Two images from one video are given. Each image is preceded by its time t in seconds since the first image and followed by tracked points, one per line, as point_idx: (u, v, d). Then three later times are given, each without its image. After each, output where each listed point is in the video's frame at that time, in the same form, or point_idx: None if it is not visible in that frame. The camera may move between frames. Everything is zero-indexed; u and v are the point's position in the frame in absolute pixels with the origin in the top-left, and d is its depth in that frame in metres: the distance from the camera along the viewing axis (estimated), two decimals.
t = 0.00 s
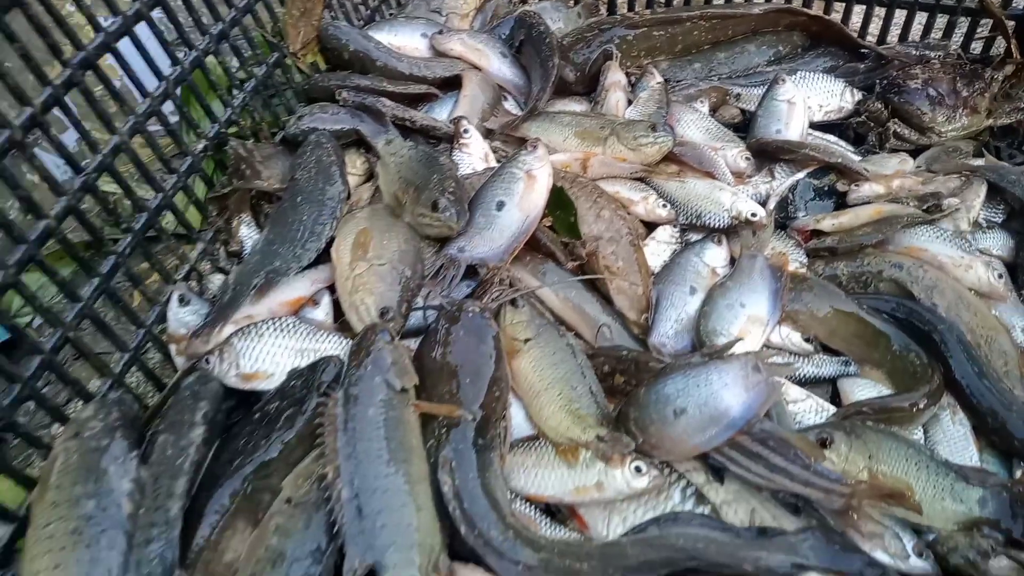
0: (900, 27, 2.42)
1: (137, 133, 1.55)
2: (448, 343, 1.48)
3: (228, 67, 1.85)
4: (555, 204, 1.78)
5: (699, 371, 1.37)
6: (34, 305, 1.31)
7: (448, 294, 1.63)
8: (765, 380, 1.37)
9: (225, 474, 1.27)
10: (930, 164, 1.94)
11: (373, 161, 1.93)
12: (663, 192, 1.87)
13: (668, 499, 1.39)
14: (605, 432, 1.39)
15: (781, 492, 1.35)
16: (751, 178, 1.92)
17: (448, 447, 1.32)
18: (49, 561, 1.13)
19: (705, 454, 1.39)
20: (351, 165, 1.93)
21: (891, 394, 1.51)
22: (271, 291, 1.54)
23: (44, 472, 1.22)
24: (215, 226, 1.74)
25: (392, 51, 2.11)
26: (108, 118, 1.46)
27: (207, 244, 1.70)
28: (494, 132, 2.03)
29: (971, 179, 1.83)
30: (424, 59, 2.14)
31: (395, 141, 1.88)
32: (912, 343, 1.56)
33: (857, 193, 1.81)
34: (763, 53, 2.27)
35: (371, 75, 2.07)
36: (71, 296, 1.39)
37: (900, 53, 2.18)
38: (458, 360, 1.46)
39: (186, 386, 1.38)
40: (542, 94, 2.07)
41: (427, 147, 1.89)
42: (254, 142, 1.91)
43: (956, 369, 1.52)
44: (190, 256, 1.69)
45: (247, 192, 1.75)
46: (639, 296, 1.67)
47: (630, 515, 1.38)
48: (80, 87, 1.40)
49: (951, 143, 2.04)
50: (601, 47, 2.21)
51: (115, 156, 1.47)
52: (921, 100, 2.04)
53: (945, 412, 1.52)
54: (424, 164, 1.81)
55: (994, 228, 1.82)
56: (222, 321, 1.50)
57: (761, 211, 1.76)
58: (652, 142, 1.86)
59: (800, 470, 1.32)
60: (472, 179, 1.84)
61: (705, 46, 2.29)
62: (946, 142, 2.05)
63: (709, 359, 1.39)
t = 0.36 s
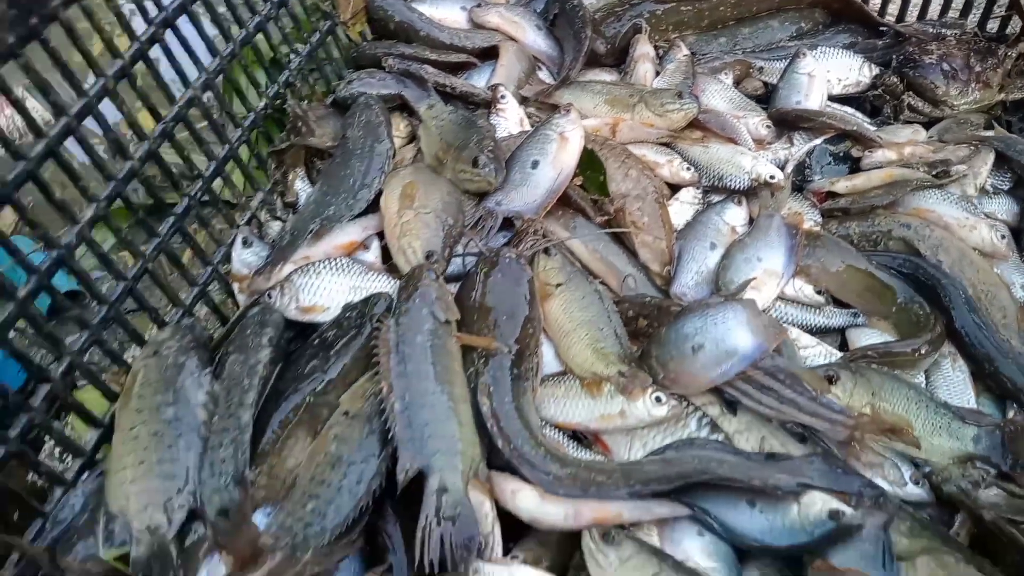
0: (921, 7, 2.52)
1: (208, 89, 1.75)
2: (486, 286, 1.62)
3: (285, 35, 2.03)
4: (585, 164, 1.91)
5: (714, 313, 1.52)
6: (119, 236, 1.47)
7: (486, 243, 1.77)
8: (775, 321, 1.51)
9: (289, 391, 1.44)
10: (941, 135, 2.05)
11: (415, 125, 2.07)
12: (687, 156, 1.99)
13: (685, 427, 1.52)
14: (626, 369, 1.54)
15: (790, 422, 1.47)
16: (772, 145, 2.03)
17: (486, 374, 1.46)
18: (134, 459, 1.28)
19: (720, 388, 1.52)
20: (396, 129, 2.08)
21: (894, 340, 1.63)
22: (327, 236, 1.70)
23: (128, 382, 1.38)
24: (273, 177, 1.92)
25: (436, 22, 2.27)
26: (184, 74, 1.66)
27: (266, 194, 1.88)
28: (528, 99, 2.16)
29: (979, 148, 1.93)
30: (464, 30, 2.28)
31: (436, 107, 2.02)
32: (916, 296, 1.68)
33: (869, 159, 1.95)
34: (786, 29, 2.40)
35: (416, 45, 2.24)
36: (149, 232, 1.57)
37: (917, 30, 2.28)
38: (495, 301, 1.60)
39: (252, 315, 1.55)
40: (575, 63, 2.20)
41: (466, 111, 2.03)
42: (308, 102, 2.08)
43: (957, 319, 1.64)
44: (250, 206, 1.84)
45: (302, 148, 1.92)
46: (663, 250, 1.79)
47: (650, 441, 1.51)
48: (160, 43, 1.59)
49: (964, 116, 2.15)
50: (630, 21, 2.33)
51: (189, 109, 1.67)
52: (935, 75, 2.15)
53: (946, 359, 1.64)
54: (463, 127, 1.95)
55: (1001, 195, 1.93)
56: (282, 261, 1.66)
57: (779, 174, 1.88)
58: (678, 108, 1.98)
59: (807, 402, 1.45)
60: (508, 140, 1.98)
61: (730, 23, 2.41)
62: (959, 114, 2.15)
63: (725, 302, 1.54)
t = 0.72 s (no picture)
0: None
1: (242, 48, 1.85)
2: (503, 242, 1.69)
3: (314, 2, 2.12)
4: (601, 128, 2.00)
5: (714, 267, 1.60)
6: (158, 183, 1.55)
7: (503, 200, 1.84)
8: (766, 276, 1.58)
9: (319, 329, 1.52)
10: (948, 106, 2.11)
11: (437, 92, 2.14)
12: (700, 123, 2.06)
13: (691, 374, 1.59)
14: (623, 327, 1.61)
15: (789, 368, 1.54)
16: (783, 113, 2.11)
17: (503, 319, 1.54)
18: (174, 388, 1.31)
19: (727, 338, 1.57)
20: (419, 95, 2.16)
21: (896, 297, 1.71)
22: (353, 190, 1.77)
23: (168, 320, 1.44)
24: (301, 136, 2.01)
25: None
26: (222, 31, 1.77)
27: (296, 151, 1.98)
28: (546, 68, 2.23)
29: (984, 118, 1.99)
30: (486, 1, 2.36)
31: (457, 74, 2.08)
32: (916, 255, 1.75)
33: (876, 127, 2.03)
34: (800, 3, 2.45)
35: (439, 14, 2.32)
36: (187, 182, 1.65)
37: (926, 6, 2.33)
38: (513, 254, 1.67)
39: (284, 262, 1.64)
40: (592, 34, 2.27)
41: (487, 78, 2.10)
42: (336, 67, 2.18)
43: (956, 277, 1.70)
44: (280, 164, 1.93)
45: (328, 109, 2.03)
46: (674, 211, 1.86)
47: (659, 387, 1.58)
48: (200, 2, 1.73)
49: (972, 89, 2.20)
50: None
51: (225, 64, 1.78)
52: (944, 49, 2.21)
53: (944, 317, 1.71)
54: (483, 93, 2.01)
55: (1005, 164, 1.99)
56: (311, 214, 1.73)
57: (788, 140, 1.95)
58: (692, 76, 2.06)
59: (807, 350, 1.53)
60: (526, 105, 2.05)
61: None
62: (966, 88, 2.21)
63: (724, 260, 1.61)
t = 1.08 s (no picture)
0: None
1: (287, 41, 1.92)
2: (536, 231, 1.74)
3: None
4: (631, 122, 2.04)
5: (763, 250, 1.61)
6: (207, 164, 1.68)
7: (536, 190, 1.88)
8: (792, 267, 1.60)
9: (362, 309, 1.60)
10: (976, 105, 2.14)
11: (471, 87, 2.20)
12: (729, 119, 2.11)
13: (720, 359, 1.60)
14: (649, 318, 1.67)
15: (819, 357, 1.55)
16: (811, 110, 2.16)
17: (538, 303, 1.58)
18: (226, 362, 1.40)
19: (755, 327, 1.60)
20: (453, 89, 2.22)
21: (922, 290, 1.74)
22: (393, 180, 1.86)
23: (219, 300, 1.52)
24: (341, 127, 2.08)
25: None
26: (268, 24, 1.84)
27: (336, 142, 2.05)
28: (578, 64, 2.29)
29: (1011, 118, 2.02)
30: None
31: (491, 70, 2.14)
32: (943, 251, 1.79)
33: (902, 125, 2.07)
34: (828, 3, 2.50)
35: (473, 12, 2.38)
36: (237, 167, 1.74)
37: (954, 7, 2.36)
38: (546, 242, 1.71)
39: (328, 247, 1.70)
40: (624, 32, 2.32)
41: (520, 74, 2.16)
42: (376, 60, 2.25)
43: (982, 272, 1.74)
44: (323, 152, 2.03)
45: (367, 101, 2.11)
46: (703, 203, 1.89)
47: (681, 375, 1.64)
48: None
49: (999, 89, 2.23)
50: None
51: (272, 56, 1.84)
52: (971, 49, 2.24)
53: (970, 310, 1.74)
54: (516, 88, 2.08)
55: None
56: (353, 201, 1.82)
57: (816, 136, 2.01)
58: (721, 73, 2.10)
59: (835, 338, 1.54)
60: (559, 99, 2.11)
61: None
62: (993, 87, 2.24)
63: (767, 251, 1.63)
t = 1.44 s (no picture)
0: None
1: (352, 21, 1.91)
2: (586, 231, 1.69)
3: None
4: (689, 130, 2.02)
5: None
6: (265, 138, 1.66)
7: (588, 189, 1.86)
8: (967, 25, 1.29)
9: (404, 294, 1.58)
10: None
11: (527, 85, 2.18)
12: (790, 135, 2.06)
13: (766, 377, 1.54)
14: (691, 328, 1.59)
15: (870, 382, 1.51)
16: (874, 133, 2.10)
17: (583, 302, 1.54)
18: (263, 334, 1.39)
19: (804, 346, 1.58)
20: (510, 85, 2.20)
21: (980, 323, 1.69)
22: (443, 168, 1.83)
23: (262, 272, 1.50)
24: (396, 113, 2.07)
25: None
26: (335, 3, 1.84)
27: (389, 128, 2.04)
28: (637, 69, 2.26)
29: None
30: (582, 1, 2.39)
31: (549, 68, 2.12)
32: (1003, 285, 1.73)
33: (969, 154, 2.02)
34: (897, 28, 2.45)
35: (535, 11, 2.37)
36: (292, 141, 1.75)
37: None
38: (594, 243, 1.67)
39: (373, 228, 1.67)
40: (687, 41, 2.29)
41: (578, 74, 2.14)
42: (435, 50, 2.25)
43: None
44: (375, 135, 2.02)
45: (424, 89, 2.08)
46: (757, 216, 1.85)
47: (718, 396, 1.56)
48: None
49: None
50: (742, 7, 2.42)
51: (336, 35, 1.84)
52: None
53: None
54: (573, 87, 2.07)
55: None
56: (402, 185, 1.79)
57: (878, 158, 1.96)
58: (785, 88, 2.07)
59: (889, 363, 1.50)
60: (617, 102, 2.07)
61: (840, 20, 2.49)
62: None
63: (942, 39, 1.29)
